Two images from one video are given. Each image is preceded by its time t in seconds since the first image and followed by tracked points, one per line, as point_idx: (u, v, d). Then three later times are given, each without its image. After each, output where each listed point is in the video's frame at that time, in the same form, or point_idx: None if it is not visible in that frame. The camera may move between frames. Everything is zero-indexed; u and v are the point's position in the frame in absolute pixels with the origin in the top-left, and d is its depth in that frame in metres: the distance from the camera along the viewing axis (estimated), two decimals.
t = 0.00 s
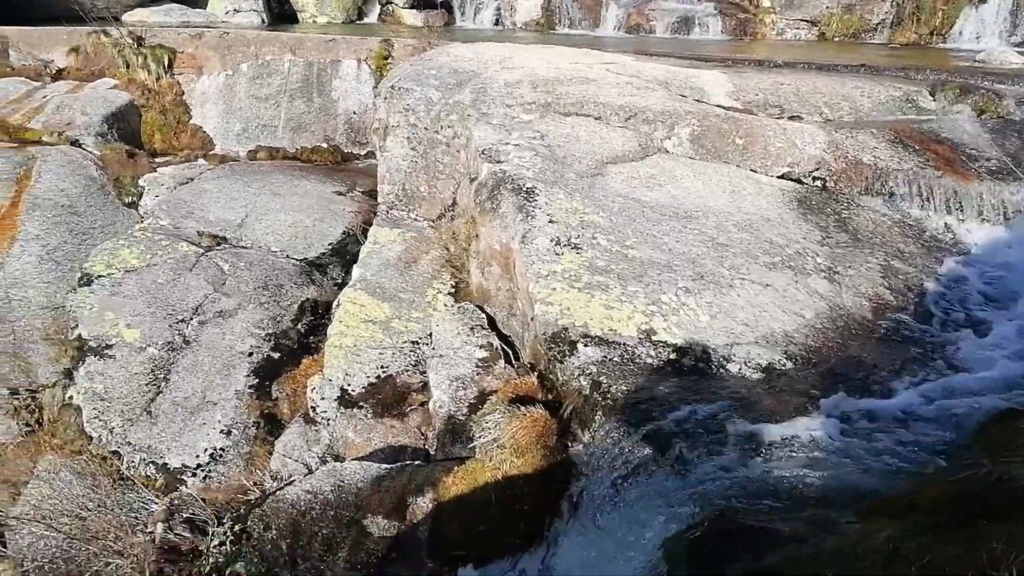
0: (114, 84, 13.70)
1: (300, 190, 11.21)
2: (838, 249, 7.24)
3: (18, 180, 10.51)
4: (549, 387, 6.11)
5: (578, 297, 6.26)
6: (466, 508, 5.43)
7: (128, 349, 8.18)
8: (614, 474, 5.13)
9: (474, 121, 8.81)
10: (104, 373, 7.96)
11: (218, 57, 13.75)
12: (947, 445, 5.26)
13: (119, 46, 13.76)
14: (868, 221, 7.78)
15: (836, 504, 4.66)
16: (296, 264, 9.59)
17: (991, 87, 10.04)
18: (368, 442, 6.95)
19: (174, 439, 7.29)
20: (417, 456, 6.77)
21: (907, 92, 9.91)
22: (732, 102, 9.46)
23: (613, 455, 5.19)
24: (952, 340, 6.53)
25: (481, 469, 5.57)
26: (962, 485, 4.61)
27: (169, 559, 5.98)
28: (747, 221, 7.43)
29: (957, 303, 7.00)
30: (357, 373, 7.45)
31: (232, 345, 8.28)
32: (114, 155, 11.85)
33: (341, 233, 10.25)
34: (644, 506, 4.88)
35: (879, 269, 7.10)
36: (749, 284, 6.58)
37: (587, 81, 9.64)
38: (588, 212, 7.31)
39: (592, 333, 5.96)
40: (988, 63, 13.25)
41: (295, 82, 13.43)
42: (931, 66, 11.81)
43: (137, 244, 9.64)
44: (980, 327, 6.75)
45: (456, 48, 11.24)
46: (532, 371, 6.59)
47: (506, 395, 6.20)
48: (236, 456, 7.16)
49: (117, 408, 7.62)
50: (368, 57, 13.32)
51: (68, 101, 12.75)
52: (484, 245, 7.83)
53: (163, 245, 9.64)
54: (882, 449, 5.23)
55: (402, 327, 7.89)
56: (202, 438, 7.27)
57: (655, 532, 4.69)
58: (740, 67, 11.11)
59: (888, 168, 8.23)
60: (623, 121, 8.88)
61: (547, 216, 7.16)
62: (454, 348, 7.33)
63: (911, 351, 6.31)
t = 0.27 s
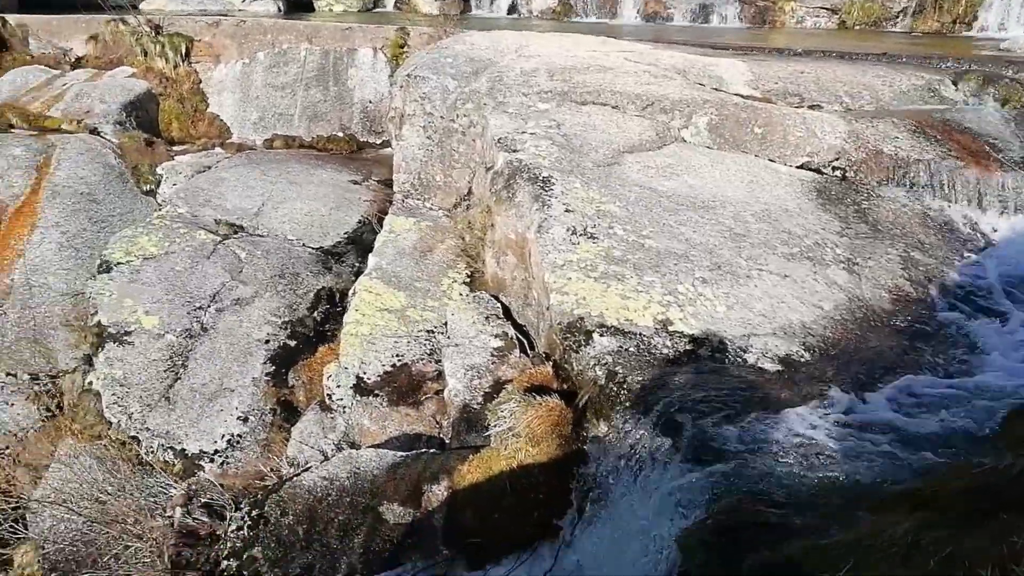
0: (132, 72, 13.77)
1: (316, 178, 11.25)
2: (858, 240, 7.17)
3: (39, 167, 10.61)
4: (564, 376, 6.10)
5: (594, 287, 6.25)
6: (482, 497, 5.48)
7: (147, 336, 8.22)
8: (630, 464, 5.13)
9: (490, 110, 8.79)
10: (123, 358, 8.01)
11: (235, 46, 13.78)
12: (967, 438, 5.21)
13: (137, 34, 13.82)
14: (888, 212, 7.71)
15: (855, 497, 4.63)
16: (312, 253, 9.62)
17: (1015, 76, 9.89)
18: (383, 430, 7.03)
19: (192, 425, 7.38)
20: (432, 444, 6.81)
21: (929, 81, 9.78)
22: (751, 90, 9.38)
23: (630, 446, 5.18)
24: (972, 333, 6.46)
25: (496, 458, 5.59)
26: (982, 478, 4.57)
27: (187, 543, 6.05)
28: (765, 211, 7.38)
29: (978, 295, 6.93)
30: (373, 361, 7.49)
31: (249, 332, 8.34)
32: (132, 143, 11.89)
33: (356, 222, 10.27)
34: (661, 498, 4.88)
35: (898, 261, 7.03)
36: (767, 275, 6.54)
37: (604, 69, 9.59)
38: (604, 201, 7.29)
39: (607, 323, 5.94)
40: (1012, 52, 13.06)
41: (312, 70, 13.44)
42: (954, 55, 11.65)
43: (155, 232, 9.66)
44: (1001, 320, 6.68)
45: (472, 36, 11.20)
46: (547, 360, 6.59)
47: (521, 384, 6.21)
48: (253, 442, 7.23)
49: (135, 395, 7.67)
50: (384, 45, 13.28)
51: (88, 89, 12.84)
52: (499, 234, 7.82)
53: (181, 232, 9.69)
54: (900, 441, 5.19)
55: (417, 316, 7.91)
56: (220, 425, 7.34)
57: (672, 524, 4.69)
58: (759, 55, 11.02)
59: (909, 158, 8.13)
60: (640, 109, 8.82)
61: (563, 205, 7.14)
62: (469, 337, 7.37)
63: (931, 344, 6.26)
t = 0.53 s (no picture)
0: (154, 55, 13.82)
1: (336, 163, 11.25)
2: (881, 233, 7.10)
3: (62, 149, 10.71)
4: (581, 364, 6.10)
5: (612, 276, 6.23)
6: (498, 483, 5.49)
7: (168, 317, 8.31)
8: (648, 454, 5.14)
9: (510, 96, 8.76)
10: (144, 339, 8.11)
11: (256, 30, 13.78)
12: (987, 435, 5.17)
13: (160, 18, 13.87)
14: (913, 205, 7.62)
15: (873, 491, 4.62)
16: (330, 238, 9.65)
17: None
18: (400, 414, 7.04)
19: (211, 406, 7.46)
20: (448, 429, 6.83)
21: (957, 72, 9.61)
22: (774, 79, 9.28)
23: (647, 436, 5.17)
24: (995, 328, 6.39)
25: (513, 445, 5.58)
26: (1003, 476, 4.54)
27: (203, 521, 6.34)
28: (787, 202, 7.32)
29: (1003, 290, 6.84)
30: (390, 346, 7.51)
31: (268, 316, 8.41)
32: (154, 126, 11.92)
33: (375, 208, 10.28)
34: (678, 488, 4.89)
35: (922, 254, 6.95)
36: (788, 266, 6.49)
37: (625, 56, 9.52)
38: (624, 190, 7.25)
39: (626, 312, 5.93)
40: None
41: (332, 55, 13.44)
42: (983, 45, 11.44)
43: (177, 215, 9.72)
44: None
45: (493, 22, 11.15)
46: (564, 348, 6.59)
47: (539, 371, 6.21)
48: (271, 425, 7.31)
49: (156, 375, 7.78)
50: (404, 31, 13.31)
51: (110, 72, 12.92)
52: (518, 222, 7.82)
53: (202, 216, 9.74)
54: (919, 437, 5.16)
55: (435, 302, 7.91)
56: (239, 406, 7.42)
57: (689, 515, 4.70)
58: (783, 43, 10.88)
59: (934, 150, 8.02)
60: (662, 97, 8.75)
61: (583, 193, 7.12)
62: (485, 325, 7.40)
63: (953, 338, 6.19)
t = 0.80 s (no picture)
0: (181, 41, 13.90)
1: (358, 150, 11.25)
2: (909, 226, 7.00)
3: (88, 133, 10.82)
4: (602, 354, 6.11)
5: (634, 266, 6.20)
6: (517, 470, 5.51)
7: (192, 301, 8.39)
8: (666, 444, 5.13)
9: (533, 84, 8.71)
10: (168, 323, 8.18)
11: (281, 16, 13.83)
12: (1014, 431, 5.09)
13: (187, 5, 14.01)
14: (941, 198, 7.50)
15: (895, 486, 4.58)
16: (352, 225, 9.68)
17: None
18: (419, 401, 7.06)
19: (234, 390, 7.54)
20: (467, 416, 6.84)
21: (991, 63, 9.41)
22: (803, 69, 9.16)
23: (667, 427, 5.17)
24: None
25: (532, 433, 5.61)
26: None
27: (226, 502, 6.40)
28: (813, 193, 7.24)
29: None
30: (411, 334, 7.57)
31: (290, 301, 8.47)
32: (179, 112, 11.96)
33: (396, 196, 10.30)
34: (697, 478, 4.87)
35: (951, 248, 6.85)
36: (813, 259, 6.42)
37: (651, 45, 9.43)
38: (647, 179, 7.21)
39: (647, 303, 5.92)
40: None
41: (356, 42, 13.41)
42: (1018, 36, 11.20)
43: (201, 200, 9.80)
44: None
45: (517, 10, 11.08)
46: (585, 338, 6.59)
47: (558, 361, 6.21)
48: (292, 409, 7.38)
49: (180, 359, 7.85)
50: (428, 18, 13.32)
51: (137, 58, 13.02)
52: (540, 211, 7.80)
53: (226, 201, 9.81)
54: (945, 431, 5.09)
55: (455, 290, 7.95)
56: (261, 390, 7.50)
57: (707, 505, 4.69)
58: (812, 33, 10.71)
59: (965, 142, 7.89)
60: (687, 86, 8.66)
61: (605, 182, 7.09)
62: (507, 313, 7.37)
63: (981, 333, 6.10)
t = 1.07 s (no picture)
0: (202, 32, 13.96)
1: (377, 141, 11.23)
2: (933, 221, 6.92)
3: (110, 123, 10.90)
4: (619, 347, 6.14)
5: (653, 259, 6.19)
6: (534, 461, 5.57)
7: (212, 290, 8.49)
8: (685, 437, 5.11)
9: (553, 76, 8.68)
10: (189, 310, 8.30)
11: (301, 6, 13.53)
12: None
13: None
14: (966, 193, 7.41)
15: (917, 481, 4.54)
16: (371, 216, 9.70)
17: None
18: (437, 391, 7.12)
19: (254, 377, 7.64)
20: (484, 407, 6.88)
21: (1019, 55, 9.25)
22: (826, 61, 9.07)
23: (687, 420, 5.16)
24: None
25: (550, 425, 5.67)
26: None
27: (245, 489, 6.57)
28: (836, 187, 7.18)
29: None
30: (429, 324, 7.61)
31: (309, 291, 8.52)
32: (200, 102, 11.96)
33: (414, 186, 10.30)
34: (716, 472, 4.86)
35: (976, 243, 6.76)
36: (835, 253, 6.37)
37: (672, 36, 9.36)
38: (667, 172, 7.17)
39: (667, 296, 5.91)
40: None
41: (375, 33, 13.19)
42: None
43: (223, 189, 9.87)
44: None
45: None
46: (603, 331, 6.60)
47: (576, 354, 6.33)
48: (312, 398, 7.45)
49: (201, 346, 7.98)
50: (448, 9, 12.95)
51: (159, 48, 13.09)
52: (558, 203, 7.78)
53: (246, 191, 9.87)
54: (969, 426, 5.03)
55: (473, 281, 7.95)
56: (281, 378, 7.59)
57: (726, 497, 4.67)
58: (835, 24, 10.59)
59: (992, 135, 7.77)
60: (709, 78, 8.56)
61: (625, 174, 7.06)
62: (523, 305, 7.45)
63: (1006, 328, 6.02)
